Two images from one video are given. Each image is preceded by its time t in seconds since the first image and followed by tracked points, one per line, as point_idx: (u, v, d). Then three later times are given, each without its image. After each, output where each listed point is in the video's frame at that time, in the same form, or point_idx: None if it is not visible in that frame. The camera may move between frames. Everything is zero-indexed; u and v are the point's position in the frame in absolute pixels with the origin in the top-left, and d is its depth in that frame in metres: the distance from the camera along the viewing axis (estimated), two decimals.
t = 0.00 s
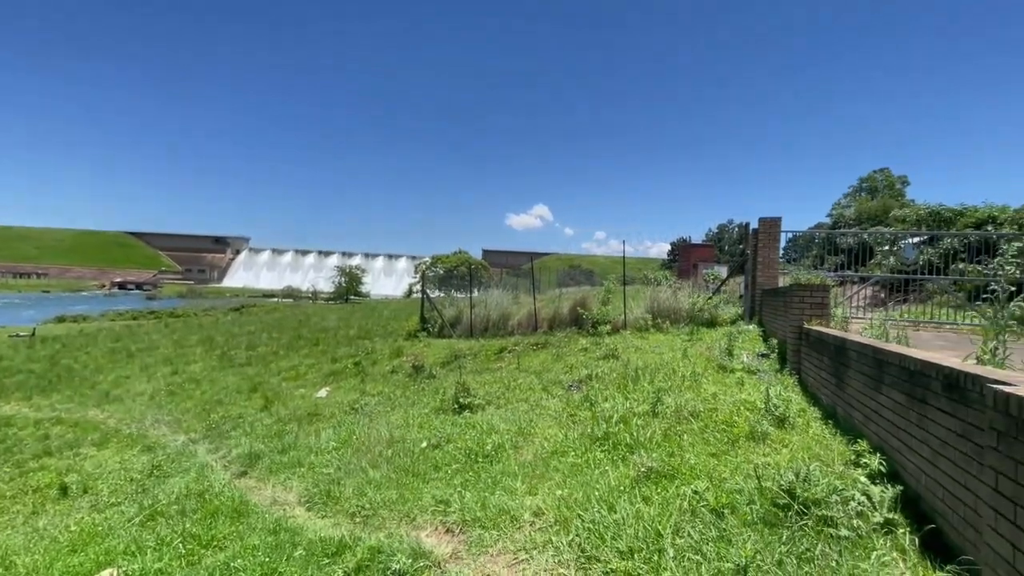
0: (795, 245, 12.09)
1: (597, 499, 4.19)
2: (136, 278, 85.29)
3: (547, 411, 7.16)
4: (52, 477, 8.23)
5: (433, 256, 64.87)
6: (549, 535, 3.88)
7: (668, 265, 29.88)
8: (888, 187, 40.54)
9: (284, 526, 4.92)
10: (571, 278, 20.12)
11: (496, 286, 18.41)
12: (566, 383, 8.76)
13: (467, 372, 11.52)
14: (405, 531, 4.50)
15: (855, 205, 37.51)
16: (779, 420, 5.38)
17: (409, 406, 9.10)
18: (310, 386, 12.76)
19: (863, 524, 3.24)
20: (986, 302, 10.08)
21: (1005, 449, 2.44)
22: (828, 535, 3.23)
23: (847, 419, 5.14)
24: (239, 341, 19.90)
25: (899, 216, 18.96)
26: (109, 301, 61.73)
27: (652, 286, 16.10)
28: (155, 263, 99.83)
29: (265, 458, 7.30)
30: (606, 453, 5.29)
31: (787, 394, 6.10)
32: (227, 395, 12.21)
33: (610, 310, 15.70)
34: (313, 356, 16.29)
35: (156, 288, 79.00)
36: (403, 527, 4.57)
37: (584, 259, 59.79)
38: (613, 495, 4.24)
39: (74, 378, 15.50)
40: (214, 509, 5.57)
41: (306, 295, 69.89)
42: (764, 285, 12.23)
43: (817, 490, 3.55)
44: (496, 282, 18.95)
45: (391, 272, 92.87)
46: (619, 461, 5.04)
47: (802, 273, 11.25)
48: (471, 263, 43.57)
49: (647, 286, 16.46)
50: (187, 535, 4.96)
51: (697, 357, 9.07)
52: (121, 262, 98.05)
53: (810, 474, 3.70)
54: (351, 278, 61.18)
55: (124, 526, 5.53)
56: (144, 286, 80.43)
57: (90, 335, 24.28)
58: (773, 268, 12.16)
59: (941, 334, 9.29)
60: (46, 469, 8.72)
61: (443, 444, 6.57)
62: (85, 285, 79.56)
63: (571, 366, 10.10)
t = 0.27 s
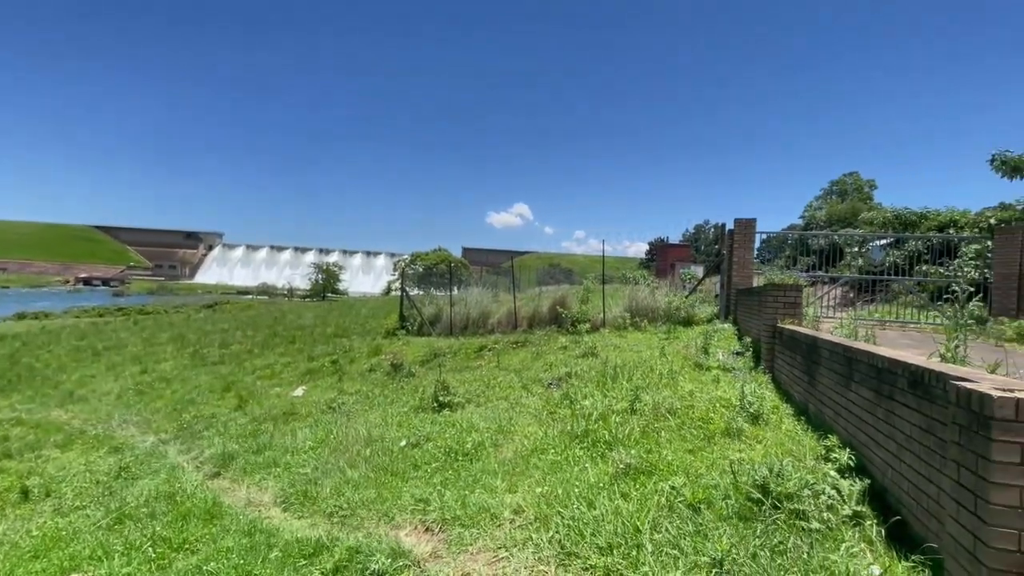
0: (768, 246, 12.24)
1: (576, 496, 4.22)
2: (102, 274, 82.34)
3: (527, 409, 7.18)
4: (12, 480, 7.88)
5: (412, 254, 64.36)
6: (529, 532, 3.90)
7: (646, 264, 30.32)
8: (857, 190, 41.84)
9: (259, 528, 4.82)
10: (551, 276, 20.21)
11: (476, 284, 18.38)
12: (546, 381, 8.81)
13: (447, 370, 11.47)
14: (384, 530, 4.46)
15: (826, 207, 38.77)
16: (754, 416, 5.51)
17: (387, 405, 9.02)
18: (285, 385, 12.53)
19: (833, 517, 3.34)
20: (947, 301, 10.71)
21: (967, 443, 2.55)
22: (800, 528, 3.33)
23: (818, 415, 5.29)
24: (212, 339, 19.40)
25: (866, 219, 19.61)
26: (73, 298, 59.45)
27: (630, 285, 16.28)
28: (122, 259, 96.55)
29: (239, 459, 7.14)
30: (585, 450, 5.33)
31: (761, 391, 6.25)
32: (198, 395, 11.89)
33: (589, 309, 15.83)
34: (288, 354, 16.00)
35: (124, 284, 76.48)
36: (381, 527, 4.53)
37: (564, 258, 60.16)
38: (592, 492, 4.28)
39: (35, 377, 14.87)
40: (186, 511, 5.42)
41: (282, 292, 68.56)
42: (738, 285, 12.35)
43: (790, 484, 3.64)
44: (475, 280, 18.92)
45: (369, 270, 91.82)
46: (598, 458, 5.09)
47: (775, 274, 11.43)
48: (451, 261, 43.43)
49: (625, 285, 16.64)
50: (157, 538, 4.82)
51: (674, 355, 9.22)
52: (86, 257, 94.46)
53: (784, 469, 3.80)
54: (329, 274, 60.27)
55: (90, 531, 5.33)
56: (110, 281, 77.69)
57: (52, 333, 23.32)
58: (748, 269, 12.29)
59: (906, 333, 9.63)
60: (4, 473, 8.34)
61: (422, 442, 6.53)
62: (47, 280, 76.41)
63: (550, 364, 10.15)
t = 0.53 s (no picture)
0: (742, 246, 12.48)
1: (555, 493, 4.25)
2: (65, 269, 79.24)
3: (506, 407, 7.20)
4: None
5: (391, 251, 63.76)
6: (507, 530, 3.91)
7: (624, 263, 30.66)
8: (828, 193, 43.06)
9: (232, 530, 4.72)
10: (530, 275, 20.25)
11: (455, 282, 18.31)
12: (525, 379, 8.84)
13: (426, 368, 11.41)
14: (361, 530, 4.41)
15: (798, 209, 39.77)
16: (727, 413, 5.63)
17: (365, 403, 8.92)
18: (260, 383, 12.28)
19: (803, 510, 3.45)
20: (912, 302, 11.08)
21: (929, 437, 2.65)
22: (772, 521, 3.42)
23: (790, 412, 5.43)
24: (183, 337, 18.87)
25: (836, 221, 20.20)
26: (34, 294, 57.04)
27: (609, 283, 16.44)
28: (87, 253, 93.09)
29: (211, 459, 6.97)
30: (563, 447, 5.37)
31: (735, 388, 6.39)
32: (169, 394, 11.56)
33: (569, 307, 15.94)
34: (263, 353, 15.68)
35: (90, 280, 73.81)
36: (358, 527, 4.48)
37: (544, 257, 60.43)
38: (571, 489, 4.32)
39: None
40: (155, 513, 5.27)
41: (256, 289, 67.11)
42: (713, 284, 12.58)
43: (762, 479, 3.74)
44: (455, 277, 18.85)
45: (347, 267, 90.58)
46: (576, 455, 5.13)
47: (750, 273, 11.69)
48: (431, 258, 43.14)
49: (604, 283, 16.80)
50: (124, 542, 4.67)
51: (651, 353, 9.35)
52: (48, 252, 90.76)
53: (756, 464, 3.90)
54: (305, 271, 59.24)
55: (52, 536, 5.13)
56: (74, 277, 74.81)
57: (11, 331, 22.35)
58: (723, 269, 12.52)
59: (872, 331, 9.97)
60: None
61: (400, 441, 6.48)
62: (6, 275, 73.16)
63: (529, 362, 10.19)
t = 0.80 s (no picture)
0: (718, 246, 12.66)
1: (533, 491, 4.27)
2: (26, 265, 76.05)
3: (485, 405, 7.19)
4: None
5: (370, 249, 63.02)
6: (486, 528, 3.91)
7: (603, 262, 30.94)
8: (800, 195, 44.11)
9: (203, 533, 4.61)
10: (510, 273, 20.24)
11: (435, 280, 18.20)
12: (504, 377, 8.84)
13: (405, 367, 11.31)
14: (338, 531, 4.36)
15: (772, 210, 40.69)
16: (703, 410, 5.73)
17: (342, 403, 8.80)
18: (234, 383, 11.99)
19: (775, 504, 3.53)
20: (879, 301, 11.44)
21: (894, 432, 2.75)
22: (745, 515, 3.50)
23: (762, 408, 5.57)
24: (153, 335, 18.32)
25: (808, 223, 20.74)
26: None
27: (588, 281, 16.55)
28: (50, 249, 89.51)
29: (182, 461, 6.78)
30: (542, 445, 5.39)
31: (710, 385, 6.51)
32: (137, 394, 11.21)
33: (548, 306, 16.00)
34: (237, 351, 15.34)
35: (54, 276, 71.07)
36: (334, 528, 4.42)
37: (525, 256, 60.56)
38: (549, 486, 4.34)
39: None
40: (122, 518, 5.10)
41: (230, 286, 65.54)
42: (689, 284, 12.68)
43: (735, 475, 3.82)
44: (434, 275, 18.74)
45: (324, 264, 89.20)
46: (555, 453, 5.16)
47: (725, 273, 11.89)
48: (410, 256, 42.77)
49: (583, 282, 16.91)
50: (88, 548, 4.50)
51: (629, 351, 9.45)
52: (7, 246, 86.93)
53: (730, 460, 3.98)
54: (281, 268, 58.10)
55: (11, 543, 4.92)
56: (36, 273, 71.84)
57: None
58: (699, 269, 12.64)
59: (841, 330, 10.27)
60: None
61: (378, 441, 6.41)
62: None
63: (509, 360, 10.20)
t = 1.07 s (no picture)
0: (695, 245, 12.85)
1: (513, 490, 4.28)
2: None
3: (465, 404, 7.17)
4: None
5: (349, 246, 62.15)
6: (466, 527, 3.90)
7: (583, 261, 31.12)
8: (775, 196, 45.07)
9: (175, 537, 4.49)
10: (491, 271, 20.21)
11: (415, 278, 18.07)
12: (484, 376, 8.83)
13: (384, 366, 11.20)
14: (315, 533, 4.29)
15: (747, 210, 41.53)
16: (680, 407, 5.82)
17: (320, 402, 8.67)
18: (207, 383, 11.70)
19: (749, 499, 3.61)
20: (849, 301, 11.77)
21: (863, 428, 2.83)
22: (720, 510, 3.57)
23: (738, 405, 5.68)
24: (122, 334, 17.76)
25: (783, 223, 21.21)
26: None
27: (568, 280, 16.62)
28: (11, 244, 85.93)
29: (153, 464, 6.59)
30: (522, 443, 5.40)
31: (687, 383, 6.62)
32: (105, 395, 10.85)
33: (529, 304, 16.03)
34: (211, 351, 14.97)
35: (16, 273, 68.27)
36: (312, 530, 4.36)
37: (506, 254, 60.51)
38: (529, 484, 4.35)
39: None
40: (89, 523, 4.93)
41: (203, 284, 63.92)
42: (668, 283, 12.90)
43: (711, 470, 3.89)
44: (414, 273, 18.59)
45: (302, 262, 87.72)
46: (535, 451, 5.17)
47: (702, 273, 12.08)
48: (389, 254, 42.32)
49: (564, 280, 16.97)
50: (52, 555, 4.34)
51: (608, 349, 9.54)
52: None
53: (707, 456, 4.04)
54: (257, 266, 56.91)
55: None
56: None
57: None
58: (677, 268, 12.85)
59: (813, 328, 10.54)
60: None
61: (357, 441, 6.34)
62: None
63: (489, 359, 10.19)
